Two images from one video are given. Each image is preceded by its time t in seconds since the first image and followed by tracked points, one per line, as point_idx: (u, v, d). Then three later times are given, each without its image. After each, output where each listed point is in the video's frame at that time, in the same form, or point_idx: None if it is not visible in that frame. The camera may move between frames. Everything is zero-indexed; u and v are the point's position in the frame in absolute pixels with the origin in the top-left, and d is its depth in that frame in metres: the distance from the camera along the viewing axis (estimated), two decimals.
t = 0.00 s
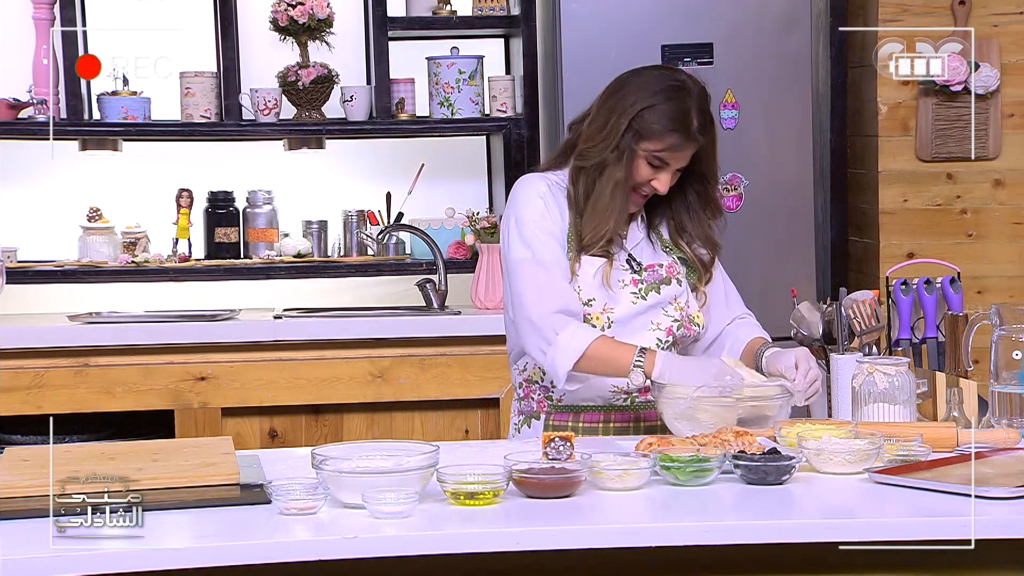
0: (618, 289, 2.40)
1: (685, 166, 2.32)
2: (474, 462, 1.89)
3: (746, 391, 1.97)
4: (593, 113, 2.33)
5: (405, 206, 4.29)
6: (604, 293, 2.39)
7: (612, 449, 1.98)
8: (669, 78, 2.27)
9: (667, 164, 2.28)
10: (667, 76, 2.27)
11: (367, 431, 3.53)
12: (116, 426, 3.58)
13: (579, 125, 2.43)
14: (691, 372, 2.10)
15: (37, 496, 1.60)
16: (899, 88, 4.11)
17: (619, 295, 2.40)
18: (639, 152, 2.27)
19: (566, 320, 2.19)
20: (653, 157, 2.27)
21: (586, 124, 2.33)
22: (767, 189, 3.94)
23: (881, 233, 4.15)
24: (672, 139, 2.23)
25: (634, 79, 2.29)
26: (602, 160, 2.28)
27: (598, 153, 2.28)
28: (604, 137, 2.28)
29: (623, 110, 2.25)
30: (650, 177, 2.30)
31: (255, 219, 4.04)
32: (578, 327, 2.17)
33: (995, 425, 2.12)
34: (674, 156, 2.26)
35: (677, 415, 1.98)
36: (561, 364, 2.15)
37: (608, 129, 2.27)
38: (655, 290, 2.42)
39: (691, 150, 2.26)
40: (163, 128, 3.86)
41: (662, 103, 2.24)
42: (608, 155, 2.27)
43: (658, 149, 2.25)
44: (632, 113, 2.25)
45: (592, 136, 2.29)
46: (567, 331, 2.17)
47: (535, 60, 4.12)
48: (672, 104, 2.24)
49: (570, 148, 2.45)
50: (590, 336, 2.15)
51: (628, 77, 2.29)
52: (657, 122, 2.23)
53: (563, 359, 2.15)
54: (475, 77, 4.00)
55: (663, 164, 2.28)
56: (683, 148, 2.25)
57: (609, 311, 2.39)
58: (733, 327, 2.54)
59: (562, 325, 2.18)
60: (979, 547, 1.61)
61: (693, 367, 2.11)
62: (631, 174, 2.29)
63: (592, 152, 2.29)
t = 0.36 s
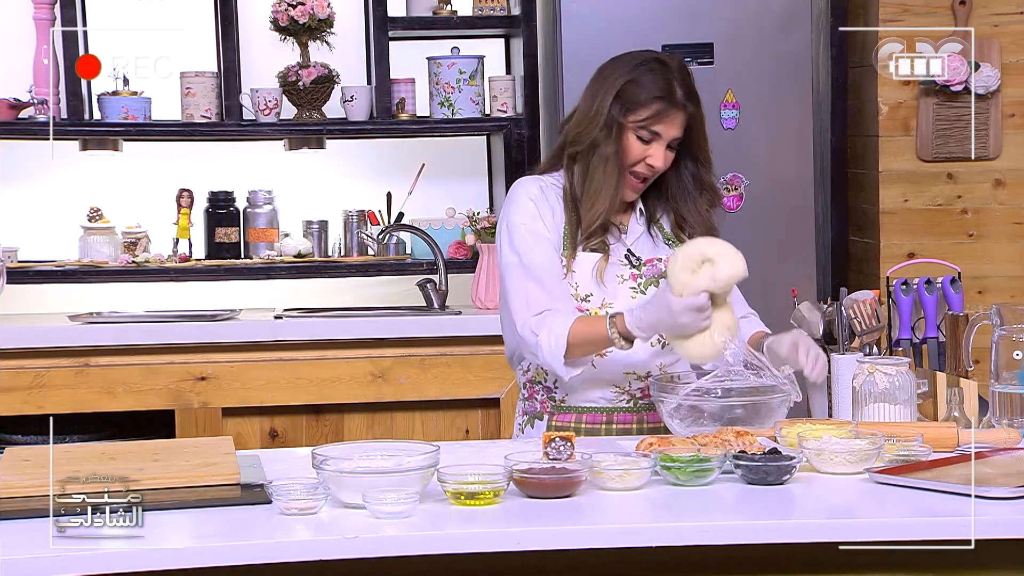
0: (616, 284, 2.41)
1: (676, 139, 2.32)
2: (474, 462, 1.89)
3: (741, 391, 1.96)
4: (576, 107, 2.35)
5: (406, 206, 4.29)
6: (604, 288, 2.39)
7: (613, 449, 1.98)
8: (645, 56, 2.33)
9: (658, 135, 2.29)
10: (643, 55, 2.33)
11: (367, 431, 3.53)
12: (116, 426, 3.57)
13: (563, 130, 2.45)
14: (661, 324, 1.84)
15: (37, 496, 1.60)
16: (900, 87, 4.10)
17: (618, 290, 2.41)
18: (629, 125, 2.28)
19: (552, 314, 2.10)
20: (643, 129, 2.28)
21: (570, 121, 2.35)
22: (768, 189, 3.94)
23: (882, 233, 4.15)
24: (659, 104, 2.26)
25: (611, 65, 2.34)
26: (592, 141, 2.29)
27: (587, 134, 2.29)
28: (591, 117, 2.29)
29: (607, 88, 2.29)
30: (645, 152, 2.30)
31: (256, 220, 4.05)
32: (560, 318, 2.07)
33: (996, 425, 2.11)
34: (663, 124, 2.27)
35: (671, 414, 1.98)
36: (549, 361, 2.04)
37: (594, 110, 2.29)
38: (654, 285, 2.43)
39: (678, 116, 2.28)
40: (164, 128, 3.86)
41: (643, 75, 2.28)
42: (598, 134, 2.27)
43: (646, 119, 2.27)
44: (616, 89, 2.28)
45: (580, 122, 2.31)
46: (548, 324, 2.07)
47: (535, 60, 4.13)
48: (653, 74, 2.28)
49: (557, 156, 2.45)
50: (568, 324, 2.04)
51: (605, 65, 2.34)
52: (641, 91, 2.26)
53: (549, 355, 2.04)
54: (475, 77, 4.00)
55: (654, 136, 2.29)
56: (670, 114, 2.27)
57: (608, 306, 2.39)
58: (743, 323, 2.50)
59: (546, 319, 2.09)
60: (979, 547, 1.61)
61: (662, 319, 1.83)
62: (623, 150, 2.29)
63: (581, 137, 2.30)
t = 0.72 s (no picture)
0: (618, 280, 2.37)
1: (666, 124, 2.34)
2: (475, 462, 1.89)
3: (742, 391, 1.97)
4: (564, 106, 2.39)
5: (406, 206, 4.29)
6: (607, 285, 2.37)
7: (614, 449, 1.98)
8: (625, 47, 2.38)
9: (647, 119, 2.30)
10: (623, 46, 2.38)
11: (368, 431, 3.53)
12: (117, 426, 3.57)
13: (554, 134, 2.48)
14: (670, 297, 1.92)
15: (37, 496, 1.60)
16: (900, 87, 4.10)
17: (620, 287, 2.37)
18: (617, 112, 2.30)
19: (558, 304, 2.14)
20: (631, 115, 2.30)
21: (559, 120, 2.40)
22: (768, 190, 3.94)
23: (882, 233, 4.15)
24: (643, 87, 2.30)
25: (593, 60, 2.39)
26: (582, 132, 2.32)
27: (576, 127, 2.32)
28: (579, 110, 2.33)
29: (591, 80, 2.34)
30: (636, 138, 2.31)
31: (256, 220, 4.05)
32: (566, 308, 2.11)
33: (996, 425, 2.11)
34: (650, 107, 2.30)
35: (672, 414, 1.98)
36: (561, 353, 2.09)
37: (581, 103, 2.33)
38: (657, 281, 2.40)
39: (664, 98, 2.31)
40: (164, 128, 3.86)
41: (625, 62, 2.33)
42: (586, 123, 2.31)
43: (633, 104, 2.29)
44: (600, 80, 2.33)
45: (567, 117, 2.35)
46: (555, 317, 2.11)
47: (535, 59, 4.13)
48: (634, 60, 2.32)
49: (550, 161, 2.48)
50: (574, 312, 2.09)
51: (588, 62, 2.39)
52: (625, 77, 2.30)
53: (560, 346, 2.09)
54: (475, 77, 3.99)
55: (643, 121, 2.30)
56: (656, 97, 2.30)
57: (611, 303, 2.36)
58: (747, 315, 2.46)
59: (552, 309, 2.13)
60: (980, 547, 1.61)
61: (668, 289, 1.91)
62: (613, 138, 2.31)
63: (570, 131, 2.34)
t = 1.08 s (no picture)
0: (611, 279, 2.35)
1: (659, 121, 2.35)
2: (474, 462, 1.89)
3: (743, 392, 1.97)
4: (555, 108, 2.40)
5: (406, 206, 4.29)
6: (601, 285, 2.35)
7: (614, 449, 1.98)
8: (614, 46, 2.38)
9: (642, 117, 2.31)
10: (611, 45, 2.38)
11: (368, 431, 3.53)
12: (117, 426, 3.57)
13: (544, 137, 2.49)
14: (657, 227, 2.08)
15: (37, 496, 1.60)
16: (900, 88, 4.11)
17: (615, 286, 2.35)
18: (611, 112, 2.31)
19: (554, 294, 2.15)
20: (625, 114, 2.30)
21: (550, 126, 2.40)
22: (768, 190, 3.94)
23: (883, 233, 4.15)
24: (635, 86, 2.30)
25: (582, 60, 2.39)
26: (576, 134, 2.33)
27: (570, 129, 2.33)
28: (572, 112, 2.34)
29: (582, 82, 2.34)
30: (632, 137, 2.31)
31: (256, 220, 4.05)
32: (556, 289, 2.14)
33: (996, 425, 2.11)
34: (643, 105, 2.30)
35: (672, 413, 1.98)
36: (561, 331, 2.11)
37: (574, 105, 2.34)
38: (651, 279, 2.37)
39: (656, 95, 2.32)
40: (164, 128, 3.86)
41: (615, 62, 2.33)
42: (581, 126, 2.31)
43: (626, 103, 2.30)
44: (591, 81, 2.33)
45: (560, 121, 2.35)
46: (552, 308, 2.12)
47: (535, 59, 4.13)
48: (624, 59, 2.33)
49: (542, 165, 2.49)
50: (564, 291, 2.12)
51: (576, 63, 2.40)
52: (616, 77, 2.31)
53: (558, 324, 2.11)
54: (475, 77, 3.99)
55: (637, 119, 2.31)
56: (648, 95, 2.31)
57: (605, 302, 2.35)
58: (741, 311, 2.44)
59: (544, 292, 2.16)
60: (980, 547, 1.61)
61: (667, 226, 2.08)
62: (608, 138, 2.32)
63: (564, 134, 2.34)
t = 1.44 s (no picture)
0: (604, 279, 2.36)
1: (646, 112, 2.35)
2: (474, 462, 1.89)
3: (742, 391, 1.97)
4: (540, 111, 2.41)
5: (406, 206, 4.29)
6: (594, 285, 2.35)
7: (614, 449, 1.98)
8: (592, 43, 2.40)
9: (627, 109, 2.31)
10: (590, 42, 2.40)
11: (367, 431, 3.53)
12: (117, 426, 3.57)
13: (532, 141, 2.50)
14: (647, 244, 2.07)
15: (37, 496, 1.60)
16: (900, 88, 4.11)
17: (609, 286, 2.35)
18: (596, 108, 2.32)
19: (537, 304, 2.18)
20: (609, 109, 2.31)
21: (537, 130, 2.42)
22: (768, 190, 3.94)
23: (883, 233, 4.15)
24: (617, 79, 2.31)
25: (563, 61, 2.41)
26: (562, 134, 2.34)
27: (556, 130, 2.34)
28: (556, 113, 2.35)
29: (564, 82, 2.35)
30: (621, 130, 2.31)
31: (256, 220, 4.05)
32: (544, 303, 2.17)
33: (996, 425, 2.11)
34: (627, 97, 2.31)
35: (671, 413, 1.98)
36: (547, 346, 2.14)
37: (558, 105, 2.35)
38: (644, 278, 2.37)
39: (639, 87, 2.33)
40: (163, 128, 3.86)
41: (594, 58, 2.34)
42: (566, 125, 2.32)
43: (610, 98, 2.31)
44: (573, 81, 2.34)
45: (546, 123, 2.37)
46: (536, 314, 2.15)
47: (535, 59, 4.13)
48: (604, 55, 2.34)
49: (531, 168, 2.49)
50: (553, 305, 2.15)
51: (558, 65, 2.41)
52: (597, 73, 2.32)
53: (544, 339, 2.14)
54: (475, 77, 3.99)
55: (622, 113, 2.31)
56: (631, 87, 2.32)
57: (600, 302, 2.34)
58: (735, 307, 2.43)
59: (531, 305, 2.18)
60: (979, 547, 1.61)
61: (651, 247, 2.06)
62: (594, 134, 2.32)
63: (551, 135, 2.35)
